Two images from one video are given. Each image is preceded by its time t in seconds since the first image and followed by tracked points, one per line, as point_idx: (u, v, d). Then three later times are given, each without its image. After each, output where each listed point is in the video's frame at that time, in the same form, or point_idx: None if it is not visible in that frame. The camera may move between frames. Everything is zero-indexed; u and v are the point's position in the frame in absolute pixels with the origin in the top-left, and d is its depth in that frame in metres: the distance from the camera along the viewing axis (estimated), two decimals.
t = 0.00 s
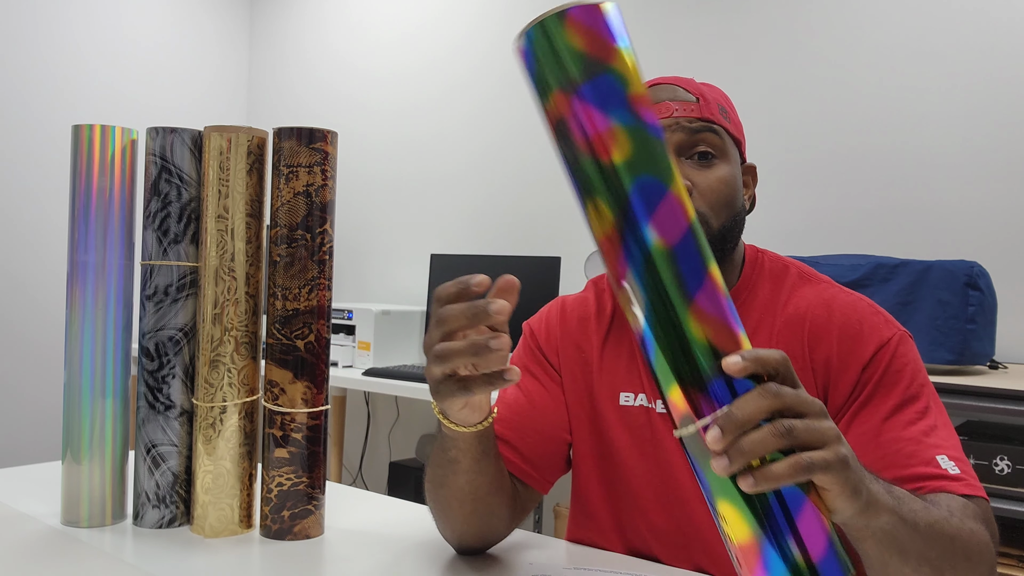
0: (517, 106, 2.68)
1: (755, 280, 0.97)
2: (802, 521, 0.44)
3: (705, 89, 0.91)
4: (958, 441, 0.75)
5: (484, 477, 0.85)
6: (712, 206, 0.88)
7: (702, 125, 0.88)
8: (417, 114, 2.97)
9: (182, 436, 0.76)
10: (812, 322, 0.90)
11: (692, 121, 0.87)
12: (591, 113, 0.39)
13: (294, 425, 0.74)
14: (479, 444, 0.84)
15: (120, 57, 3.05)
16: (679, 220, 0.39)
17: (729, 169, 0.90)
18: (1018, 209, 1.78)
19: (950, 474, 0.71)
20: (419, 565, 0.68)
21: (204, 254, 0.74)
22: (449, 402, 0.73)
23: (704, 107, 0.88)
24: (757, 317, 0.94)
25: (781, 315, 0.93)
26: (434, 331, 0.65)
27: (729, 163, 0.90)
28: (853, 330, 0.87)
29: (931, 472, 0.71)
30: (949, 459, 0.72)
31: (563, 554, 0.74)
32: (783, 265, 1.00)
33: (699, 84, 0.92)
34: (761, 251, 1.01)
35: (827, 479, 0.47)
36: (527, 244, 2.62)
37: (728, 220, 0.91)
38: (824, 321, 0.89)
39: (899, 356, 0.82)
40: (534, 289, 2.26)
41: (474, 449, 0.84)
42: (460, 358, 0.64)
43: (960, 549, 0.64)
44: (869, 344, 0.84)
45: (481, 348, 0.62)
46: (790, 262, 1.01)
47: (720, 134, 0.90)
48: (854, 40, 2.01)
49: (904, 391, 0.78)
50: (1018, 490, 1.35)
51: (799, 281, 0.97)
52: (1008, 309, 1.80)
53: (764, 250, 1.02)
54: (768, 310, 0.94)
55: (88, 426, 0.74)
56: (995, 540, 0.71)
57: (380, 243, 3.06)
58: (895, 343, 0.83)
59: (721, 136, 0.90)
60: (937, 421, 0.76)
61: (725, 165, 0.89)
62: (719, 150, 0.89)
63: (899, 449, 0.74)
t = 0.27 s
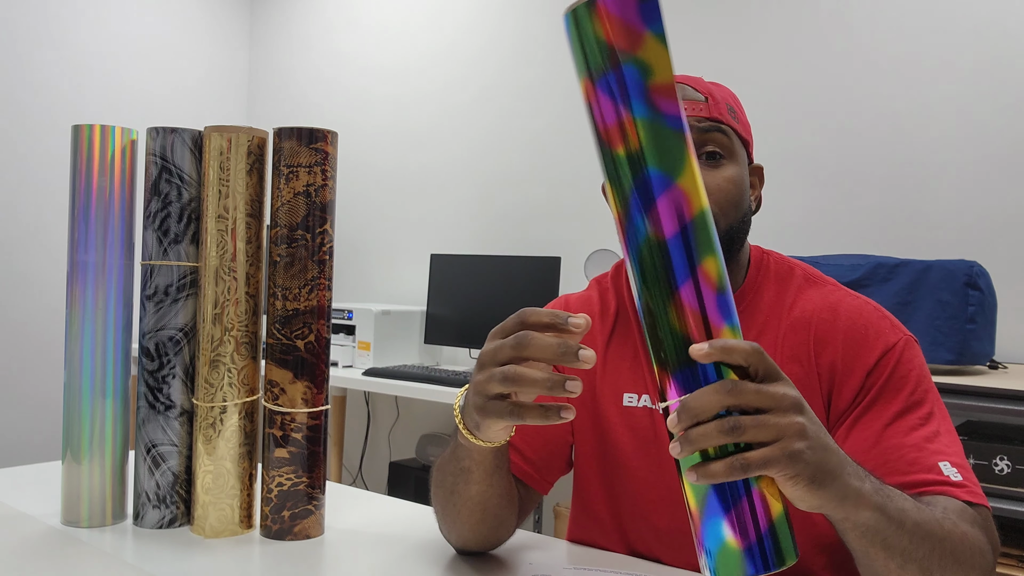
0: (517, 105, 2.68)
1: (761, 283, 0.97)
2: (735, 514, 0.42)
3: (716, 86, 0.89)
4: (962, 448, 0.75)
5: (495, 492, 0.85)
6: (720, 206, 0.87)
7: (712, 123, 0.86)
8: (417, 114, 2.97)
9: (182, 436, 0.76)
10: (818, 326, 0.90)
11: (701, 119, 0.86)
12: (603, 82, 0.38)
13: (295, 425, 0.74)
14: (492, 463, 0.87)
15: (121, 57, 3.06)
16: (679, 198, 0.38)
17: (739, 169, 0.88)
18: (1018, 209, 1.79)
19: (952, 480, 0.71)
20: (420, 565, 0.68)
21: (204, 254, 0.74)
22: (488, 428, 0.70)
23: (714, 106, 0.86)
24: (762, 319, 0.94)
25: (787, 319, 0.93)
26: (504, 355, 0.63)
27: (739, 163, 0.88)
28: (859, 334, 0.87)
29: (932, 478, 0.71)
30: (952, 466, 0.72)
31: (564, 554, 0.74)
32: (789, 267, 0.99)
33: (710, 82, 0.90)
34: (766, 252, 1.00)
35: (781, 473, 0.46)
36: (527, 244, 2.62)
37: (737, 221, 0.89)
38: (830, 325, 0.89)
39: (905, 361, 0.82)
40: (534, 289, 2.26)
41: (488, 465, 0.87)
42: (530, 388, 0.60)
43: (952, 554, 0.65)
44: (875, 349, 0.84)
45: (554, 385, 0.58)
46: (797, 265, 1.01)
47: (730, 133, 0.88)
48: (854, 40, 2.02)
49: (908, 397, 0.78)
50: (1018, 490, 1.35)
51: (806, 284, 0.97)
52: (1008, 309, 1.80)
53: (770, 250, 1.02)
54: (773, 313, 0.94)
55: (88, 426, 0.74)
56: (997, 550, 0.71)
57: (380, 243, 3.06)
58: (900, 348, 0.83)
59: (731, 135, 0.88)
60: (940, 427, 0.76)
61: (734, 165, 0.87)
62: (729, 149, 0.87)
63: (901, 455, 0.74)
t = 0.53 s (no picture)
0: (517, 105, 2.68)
1: (761, 281, 0.98)
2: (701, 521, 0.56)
3: (717, 86, 0.91)
4: (962, 444, 0.75)
5: (506, 499, 0.83)
6: (717, 205, 0.88)
7: (711, 122, 0.88)
8: (417, 114, 2.97)
9: (182, 436, 0.76)
10: (817, 324, 0.90)
11: (700, 119, 0.88)
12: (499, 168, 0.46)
13: (295, 425, 0.74)
14: (507, 474, 0.85)
15: (121, 56, 3.06)
16: (584, 264, 0.46)
17: (739, 169, 0.90)
18: (1018, 209, 1.79)
19: (952, 475, 0.71)
20: (420, 565, 0.68)
21: (204, 254, 0.74)
22: (520, 452, 0.69)
23: (714, 105, 0.88)
24: (763, 318, 0.94)
25: (787, 318, 0.93)
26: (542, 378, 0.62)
27: (739, 163, 0.90)
28: (858, 332, 0.86)
29: (932, 473, 0.71)
30: (952, 460, 0.72)
31: (564, 554, 0.74)
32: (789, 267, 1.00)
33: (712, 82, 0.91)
34: (767, 252, 1.01)
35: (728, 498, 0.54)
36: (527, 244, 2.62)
37: (736, 220, 0.91)
38: (829, 322, 0.89)
39: (905, 357, 0.81)
40: (534, 289, 2.26)
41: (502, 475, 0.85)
42: (562, 417, 0.61)
43: (948, 549, 0.65)
44: (874, 345, 0.84)
45: (589, 415, 0.58)
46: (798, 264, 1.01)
47: (730, 133, 0.89)
48: (854, 40, 2.02)
49: (908, 392, 0.78)
50: (1017, 490, 1.35)
51: (806, 283, 0.97)
52: (1008, 309, 1.80)
53: (770, 251, 1.02)
54: (774, 311, 0.95)
55: (89, 426, 0.74)
56: (1000, 547, 0.70)
57: (381, 243, 3.06)
58: (900, 344, 0.83)
59: (731, 135, 0.89)
60: (940, 423, 0.76)
61: (734, 165, 0.89)
62: (729, 149, 0.89)
63: (899, 451, 0.74)
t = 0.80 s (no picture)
0: (517, 105, 2.68)
1: (759, 280, 0.98)
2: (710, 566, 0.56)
3: (704, 86, 0.92)
4: (959, 443, 0.75)
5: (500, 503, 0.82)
6: (700, 205, 0.89)
7: (695, 123, 0.89)
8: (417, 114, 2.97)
9: (182, 436, 0.76)
10: (814, 322, 0.90)
11: (683, 119, 0.89)
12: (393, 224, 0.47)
13: (294, 425, 0.74)
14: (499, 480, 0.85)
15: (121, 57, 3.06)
16: (495, 307, 0.47)
17: (725, 169, 0.90)
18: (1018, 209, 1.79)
19: (947, 475, 0.71)
20: (419, 565, 0.68)
21: (205, 254, 0.74)
22: (499, 471, 0.67)
23: (697, 105, 0.89)
24: (761, 317, 0.95)
25: (784, 316, 0.93)
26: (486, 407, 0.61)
27: (725, 162, 0.90)
28: (855, 330, 0.86)
29: (928, 473, 0.71)
30: (948, 460, 0.72)
31: (563, 554, 0.74)
32: (787, 266, 1.01)
33: (700, 82, 0.92)
34: (766, 251, 1.02)
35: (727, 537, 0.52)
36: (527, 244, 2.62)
37: (723, 220, 0.91)
38: (826, 321, 0.89)
39: (902, 356, 0.82)
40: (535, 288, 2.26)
41: (493, 491, 0.84)
42: (521, 431, 0.59)
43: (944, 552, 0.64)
44: (870, 344, 0.84)
45: (545, 417, 0.55)
46: (796, 263, 1.01)
47: (715, 133, 0.90)
48: (853, 41, 2.02)
49: (904, 391, 0.78)
50: (1017, 490, 1.35)
51: (804, 282, 0.97)
52: (1008, 309, 1.80)
53: (769, 250, 1.03)
54: (772, 310, 0.94)
55: (89, 427, 0.74)
56: (995, 546, 0.70)
57: (380, 243, 3.06)
58: (897, 343, 0.83)
59: (717, 135, 0.90)
60: (937, 422, 0.76)
61: (719, 165, 0.90)
62: (713, 149, 0.90)
63: (896, 450, 0.74)
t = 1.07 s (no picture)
0: (517, 105, 2.68)
1: (758, 280, 0.98)
2: None
3: (694, 87, 0.92)
4: (959, 447, 0.75)
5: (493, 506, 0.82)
6: (694, 204, 0.89)
7: (686, 123, 0.90)
8: (417, 114, 2.97)
9: (182, 436, 0.76)
10: (815, 322, 0.89)
11: (674, 120, 0.90)
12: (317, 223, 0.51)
13: (294, 425, 0.74)
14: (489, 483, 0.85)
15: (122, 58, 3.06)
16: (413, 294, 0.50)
17: (717, 167, 0.91)
18: (1018, 208, 1.79)
19: (947, 481, 0.71)
20: (418, 565, 0.68)
21: (205, 254, 0.74)
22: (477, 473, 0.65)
23: (687, 105, 0.90)
24: (759, 318, 0.94)
25: (784, 316, 0.92)
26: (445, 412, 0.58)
27: (717, 161, 0.91)
28: (856, 332, 0.86)
29: (929, 479, 0.71)
30: (948, 465, 0.72)
31: (563, 554, 0.74)
32: (786, 266, 1.01)
33: (690, 83, 0.93)
34: (763, 251, 1.03)
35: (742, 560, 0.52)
36: (527, 244, 2.62)
37: (717, 218, 0.91)
38: (826, 322, 0.89)
39: (902, 358, 0.82)
40: (535, 288, 2.26)
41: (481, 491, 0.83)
42: (483, 431, 0.56)
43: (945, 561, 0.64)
44: (871, 346, 0.84)
45: (499, 412, 0.53)
46: (796, 265, 1.01)
47: (706, 132, 0.90)
48: (853, 41, 2.02)
49: (905, 394, 0.78)
50: (1017, 490, 1.35)
51: (802, 282, 0.97)
52: (1007, 309, 1.80)
53: (766, 250, 1.03)
54: (771, 310, 0.94)
55: (88, 427, 0.74)
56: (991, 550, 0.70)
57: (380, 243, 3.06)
58: (897, 345, 0.83)
59: (708, 134, 0.91)
60: (937, 425, 0.76)
61: (711, 163, 0.90)
62: (705, 148, 0.90)
63: (898, 455, 0.74)
